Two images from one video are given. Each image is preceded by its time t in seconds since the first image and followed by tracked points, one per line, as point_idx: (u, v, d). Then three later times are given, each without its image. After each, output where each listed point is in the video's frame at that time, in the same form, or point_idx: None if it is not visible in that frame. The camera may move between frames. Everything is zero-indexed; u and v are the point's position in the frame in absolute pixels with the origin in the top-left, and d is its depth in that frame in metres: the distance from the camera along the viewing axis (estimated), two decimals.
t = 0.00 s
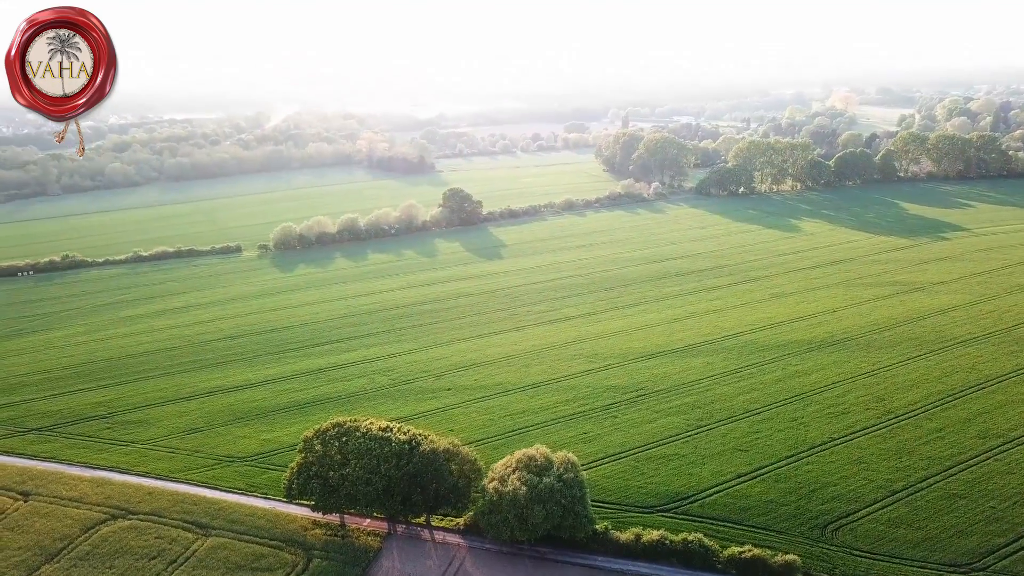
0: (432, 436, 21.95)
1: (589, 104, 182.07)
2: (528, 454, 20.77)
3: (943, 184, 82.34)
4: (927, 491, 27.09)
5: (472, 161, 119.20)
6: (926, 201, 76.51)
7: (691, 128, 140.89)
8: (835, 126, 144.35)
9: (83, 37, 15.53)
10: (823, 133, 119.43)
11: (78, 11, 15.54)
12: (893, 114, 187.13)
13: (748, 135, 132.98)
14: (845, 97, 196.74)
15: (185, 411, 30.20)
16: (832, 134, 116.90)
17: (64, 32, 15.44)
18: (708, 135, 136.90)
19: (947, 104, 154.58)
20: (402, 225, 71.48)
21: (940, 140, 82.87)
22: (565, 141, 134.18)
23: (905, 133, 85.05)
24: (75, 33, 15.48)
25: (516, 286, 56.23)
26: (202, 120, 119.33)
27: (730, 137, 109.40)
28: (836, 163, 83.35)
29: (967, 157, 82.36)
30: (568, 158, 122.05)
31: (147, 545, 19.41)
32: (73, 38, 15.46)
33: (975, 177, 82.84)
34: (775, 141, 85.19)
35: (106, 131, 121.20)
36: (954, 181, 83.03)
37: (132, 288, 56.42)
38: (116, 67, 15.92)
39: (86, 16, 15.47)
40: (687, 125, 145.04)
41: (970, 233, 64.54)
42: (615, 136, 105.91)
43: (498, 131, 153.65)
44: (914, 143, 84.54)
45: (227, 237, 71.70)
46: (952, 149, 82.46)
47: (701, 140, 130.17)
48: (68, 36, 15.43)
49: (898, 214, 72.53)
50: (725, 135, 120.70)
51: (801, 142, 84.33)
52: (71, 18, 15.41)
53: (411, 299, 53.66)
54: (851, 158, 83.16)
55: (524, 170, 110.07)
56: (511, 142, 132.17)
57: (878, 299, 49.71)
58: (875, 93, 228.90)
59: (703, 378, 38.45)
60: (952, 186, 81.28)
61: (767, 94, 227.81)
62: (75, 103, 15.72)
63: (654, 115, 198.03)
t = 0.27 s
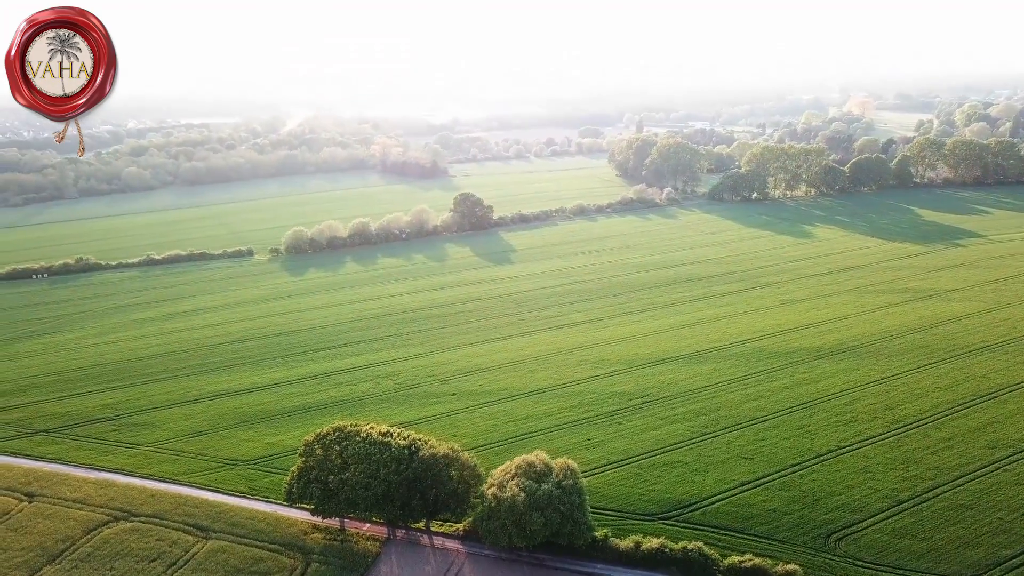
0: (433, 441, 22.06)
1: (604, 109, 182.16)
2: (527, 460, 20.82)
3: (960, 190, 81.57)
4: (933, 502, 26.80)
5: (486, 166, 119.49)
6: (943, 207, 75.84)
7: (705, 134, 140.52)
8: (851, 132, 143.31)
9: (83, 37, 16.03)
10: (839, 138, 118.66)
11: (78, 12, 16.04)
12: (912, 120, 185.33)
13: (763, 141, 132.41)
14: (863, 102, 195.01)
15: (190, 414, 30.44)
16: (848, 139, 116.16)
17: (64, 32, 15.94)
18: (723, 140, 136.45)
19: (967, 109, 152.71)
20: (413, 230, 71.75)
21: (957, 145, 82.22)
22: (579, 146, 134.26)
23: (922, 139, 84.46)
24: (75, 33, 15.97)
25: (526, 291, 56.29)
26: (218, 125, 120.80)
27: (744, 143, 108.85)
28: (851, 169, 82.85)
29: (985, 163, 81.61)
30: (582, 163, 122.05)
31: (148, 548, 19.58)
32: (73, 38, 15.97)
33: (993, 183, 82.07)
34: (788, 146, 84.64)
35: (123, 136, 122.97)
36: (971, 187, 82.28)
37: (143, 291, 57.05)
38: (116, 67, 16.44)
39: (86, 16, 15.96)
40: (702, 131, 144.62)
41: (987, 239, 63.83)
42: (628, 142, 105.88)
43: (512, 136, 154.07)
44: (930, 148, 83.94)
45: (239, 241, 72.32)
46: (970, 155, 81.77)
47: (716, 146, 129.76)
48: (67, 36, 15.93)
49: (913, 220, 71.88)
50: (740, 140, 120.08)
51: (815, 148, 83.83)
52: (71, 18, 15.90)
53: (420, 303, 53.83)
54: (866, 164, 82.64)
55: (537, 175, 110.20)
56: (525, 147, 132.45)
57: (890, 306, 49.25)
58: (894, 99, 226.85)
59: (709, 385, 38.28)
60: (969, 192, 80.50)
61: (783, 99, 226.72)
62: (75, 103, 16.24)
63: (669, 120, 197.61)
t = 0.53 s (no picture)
0: (432, 446, 22.15)
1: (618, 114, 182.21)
2: (526, 466, 20.87)
3: (977, 196, 80.86)
4: (939, 512, 26.49)
5: (499, 170, 119.78)
6: (959, 213, 75.17)
7: (720, 138, 140.16)
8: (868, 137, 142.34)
9: (83, 37, 16.35)
10: (854, 144, 117.95)
11: (78, 12, 16.34)
12: (929, 125, 183.52)
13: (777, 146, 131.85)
14: (879, 107, 193.22)
15: (195, 417, 30.68)
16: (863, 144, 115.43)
17: (64, 32, 16.25)
18: (737, 145, 136.00)
19: (985, 113, 150.85)
20: (423, 234, 72.01)
21: (974, 151, 81.56)
22: (592, 151, 134.36)
23: (938, 144, 83.84)
24: (75, 33, 16.28)
25: (536, 296, 56.33)
26: (234, 130, 122.18)
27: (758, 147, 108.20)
28: (865, 175, 82.35)
29: (1002, 168, 80.86)
30: (595, 168, 122.08)
31: (149, 550, 19.76)
32: (73, 38, 16.28)
33: (1011, 189, 81.28)
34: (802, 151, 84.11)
35: (140, 140, 124.63)
36: (988, 193, 81.56)
37: (153, 294, 57.64)
38: (116, 67, 16.77)
39: (86, 16, 16.26)
40: (716, 136, 144.23)
41: (1002, 246, 63.16)
42: (640, 147, 105.82)
43: (525, 141, 154.41)
44: (946, 154, 83.30)
45: (250, 245, 72.93)
46: (987, 161, 81.09)
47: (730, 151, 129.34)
48: (68, 36, 16.24)
49: (928, 226, 71.27)
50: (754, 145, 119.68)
51: (829, 153, 83.28)
52: (71, 18, 16.21)
53: (429, 307, 54.01)
54: (881, 169, 82.11)
55: (549, 180, 110.35)
56: (539, 152, 132.70)
57: (902, 313, 48.81)
58: (912, 104, 224.96)
59: (714, 392, 38.09)
60: (985, 198, 79.76)
61: (799, 105, 225.83)
62: (75, 103, 16.56)
63: (684, 124, 197.17)
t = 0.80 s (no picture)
0: (433, 452, 22.30)
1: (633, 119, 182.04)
2: (526, 473, 20.94)
3: (994, 203, 80.01)
4: (946, 523, 26.19)
5: (512, 175, 119.95)
6: (976, 219, 74.38)
7: (734, 143, 139.61)
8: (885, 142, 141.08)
9: (83, 37, 16.65)
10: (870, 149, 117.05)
11: (78, 12, 16.64)
12: (948, 130, 181.19)
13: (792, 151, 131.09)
14: (898, 111, 190.98)
15: (201, 420, 30.91)
16: (880, 150, 114.51)
17: (64, 32, 16.55)
18: (752, 150, 135.39)
19: (1006, 118, 148.59)
20: (434, 238, 72.21)
21: (991, 157, 80.77)
22: (606, 155, 134.28)
23: (955, 150, 83.06)
24: (75, 33, 16.58)
25: (546, 301, 56.33)
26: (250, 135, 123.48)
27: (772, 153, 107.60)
28: (881, 181, 81.74)
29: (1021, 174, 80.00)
30: (608, 173, 121.95)
31: (150, 552, 19.95)
32: (74, 38, 16.58)
33: None
34: (816, 157, 83.56)
35: (157, 145, 126.23)
36: (1006, 199, 80.70)
37: (164, 297, 58.22)
38: (115, 67, 17.06)
39: (86, 16, 16.56)
40: (731, 141, 143.67)
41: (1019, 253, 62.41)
42: (653, 152, 105.66)
43: (539, 146, 154.61)
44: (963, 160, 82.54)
45: (262, 249, 73.52)
46: (1005, 167, 80.28)
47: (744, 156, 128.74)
48: (68, 36, 16.54)
49: (944, 233, 70.55)
50: (769, 150, 119.06)
51: (843, 158, 82.68)
52: (71, 18, 16.51)
53: (439, 312, 54.15)
54: (897, 175, 81.47)
55: (562, 185, 110.37)
56: (553, 157, 132.86)
57: (914, 321, 48.31)
58: (931, 109, 222.88)
59: (721, 399, 37.90)
60: (1003, 205, 78.87)
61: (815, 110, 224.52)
62: (75, 103, 16.84)
63: (699, 129, 196.46)
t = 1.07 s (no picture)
0: (433, 457, 22.41)
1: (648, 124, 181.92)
2: (525, 478, 20.96)
3: (1013, 209, 79.07)
4: (953, 534, 25.90)
5: (526, 180, 120.14)
6: (994, 226, 73.52)
7: (750, 148, 139.05)
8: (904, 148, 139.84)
9: (83, 37, 17.04)
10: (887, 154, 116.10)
11: (78, 12, 17.04)
12: (968, 136, 179.07)
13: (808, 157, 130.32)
14: (916, 117, 189.36)
15: (206, 423, 31.16)
16: (897, 155, 113.53)
17: (64, 32, 16.96)
18: (767, 155, 134.74)
19: None
20: (445, 243, 72.42)
21: (1010, 163, 79.88)
22: (621, 160, 134.30)
23: (973, 155, 82.19)
24: (75, 33, 16.97)
25: (556, 306, 56.35)
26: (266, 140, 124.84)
27: (787, 158, 106.90)
28: (897, 186, 81.18)
29: None
30: (622, 178, 121.87)
31: (151, 554, 20.16)
32: (74, 38, 16.97)
33: None
34: (831, 163, 82.95)
35: (174, 149, 127.91)
36: None
37: (175, 300, 58.85)
38: (115, 67, 17.43)
39: (86, 16, 16.94)
40: (746, 146, 143.07)
41: None
42: (667, 157, 105.53)
43: (554, 151, 154.86)
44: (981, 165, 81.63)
45: (274, 252, 74.12)
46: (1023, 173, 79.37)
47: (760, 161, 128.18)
48: (68, 36, 16.94)
49: (961, 239, 69.80)
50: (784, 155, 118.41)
51: (859, 164, 82.06)
52: (71, 18, 16.91)
53: (449, 316, 54.31)
54: (913, 181, 80.82)
55: (575, 190, 110.43)
56: (567, 161, 133.01)
57: (927, 328, 47.80)
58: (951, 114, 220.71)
59: (728, 406, 37.71)
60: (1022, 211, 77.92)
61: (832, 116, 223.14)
62: (75, 103, 17.21)
63: (715, 134, 195.84)
